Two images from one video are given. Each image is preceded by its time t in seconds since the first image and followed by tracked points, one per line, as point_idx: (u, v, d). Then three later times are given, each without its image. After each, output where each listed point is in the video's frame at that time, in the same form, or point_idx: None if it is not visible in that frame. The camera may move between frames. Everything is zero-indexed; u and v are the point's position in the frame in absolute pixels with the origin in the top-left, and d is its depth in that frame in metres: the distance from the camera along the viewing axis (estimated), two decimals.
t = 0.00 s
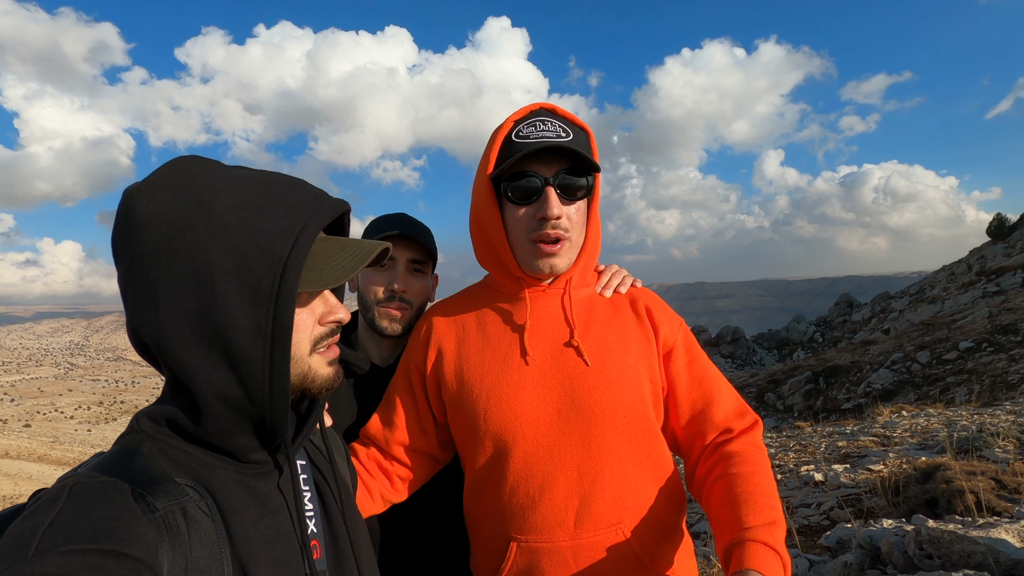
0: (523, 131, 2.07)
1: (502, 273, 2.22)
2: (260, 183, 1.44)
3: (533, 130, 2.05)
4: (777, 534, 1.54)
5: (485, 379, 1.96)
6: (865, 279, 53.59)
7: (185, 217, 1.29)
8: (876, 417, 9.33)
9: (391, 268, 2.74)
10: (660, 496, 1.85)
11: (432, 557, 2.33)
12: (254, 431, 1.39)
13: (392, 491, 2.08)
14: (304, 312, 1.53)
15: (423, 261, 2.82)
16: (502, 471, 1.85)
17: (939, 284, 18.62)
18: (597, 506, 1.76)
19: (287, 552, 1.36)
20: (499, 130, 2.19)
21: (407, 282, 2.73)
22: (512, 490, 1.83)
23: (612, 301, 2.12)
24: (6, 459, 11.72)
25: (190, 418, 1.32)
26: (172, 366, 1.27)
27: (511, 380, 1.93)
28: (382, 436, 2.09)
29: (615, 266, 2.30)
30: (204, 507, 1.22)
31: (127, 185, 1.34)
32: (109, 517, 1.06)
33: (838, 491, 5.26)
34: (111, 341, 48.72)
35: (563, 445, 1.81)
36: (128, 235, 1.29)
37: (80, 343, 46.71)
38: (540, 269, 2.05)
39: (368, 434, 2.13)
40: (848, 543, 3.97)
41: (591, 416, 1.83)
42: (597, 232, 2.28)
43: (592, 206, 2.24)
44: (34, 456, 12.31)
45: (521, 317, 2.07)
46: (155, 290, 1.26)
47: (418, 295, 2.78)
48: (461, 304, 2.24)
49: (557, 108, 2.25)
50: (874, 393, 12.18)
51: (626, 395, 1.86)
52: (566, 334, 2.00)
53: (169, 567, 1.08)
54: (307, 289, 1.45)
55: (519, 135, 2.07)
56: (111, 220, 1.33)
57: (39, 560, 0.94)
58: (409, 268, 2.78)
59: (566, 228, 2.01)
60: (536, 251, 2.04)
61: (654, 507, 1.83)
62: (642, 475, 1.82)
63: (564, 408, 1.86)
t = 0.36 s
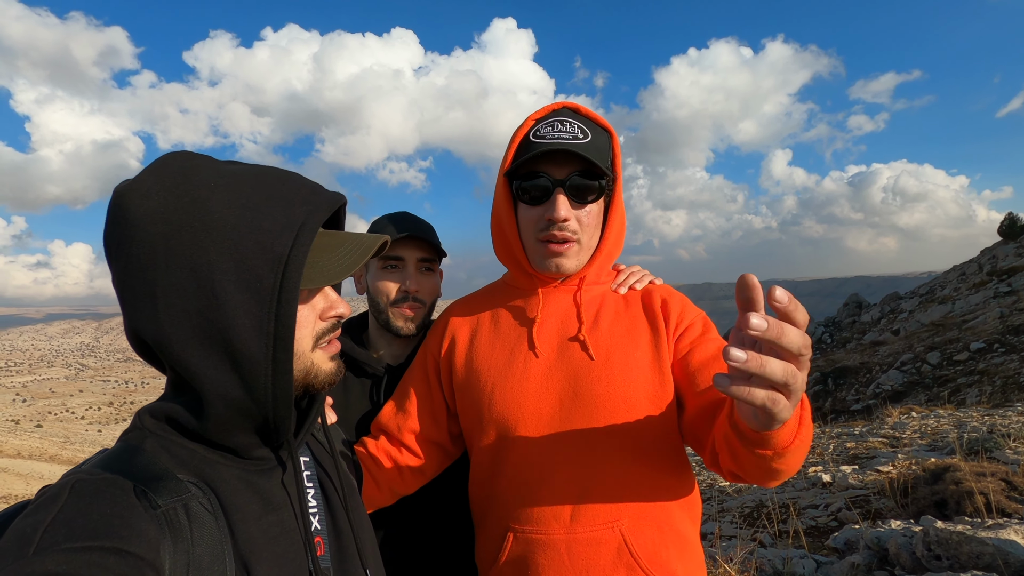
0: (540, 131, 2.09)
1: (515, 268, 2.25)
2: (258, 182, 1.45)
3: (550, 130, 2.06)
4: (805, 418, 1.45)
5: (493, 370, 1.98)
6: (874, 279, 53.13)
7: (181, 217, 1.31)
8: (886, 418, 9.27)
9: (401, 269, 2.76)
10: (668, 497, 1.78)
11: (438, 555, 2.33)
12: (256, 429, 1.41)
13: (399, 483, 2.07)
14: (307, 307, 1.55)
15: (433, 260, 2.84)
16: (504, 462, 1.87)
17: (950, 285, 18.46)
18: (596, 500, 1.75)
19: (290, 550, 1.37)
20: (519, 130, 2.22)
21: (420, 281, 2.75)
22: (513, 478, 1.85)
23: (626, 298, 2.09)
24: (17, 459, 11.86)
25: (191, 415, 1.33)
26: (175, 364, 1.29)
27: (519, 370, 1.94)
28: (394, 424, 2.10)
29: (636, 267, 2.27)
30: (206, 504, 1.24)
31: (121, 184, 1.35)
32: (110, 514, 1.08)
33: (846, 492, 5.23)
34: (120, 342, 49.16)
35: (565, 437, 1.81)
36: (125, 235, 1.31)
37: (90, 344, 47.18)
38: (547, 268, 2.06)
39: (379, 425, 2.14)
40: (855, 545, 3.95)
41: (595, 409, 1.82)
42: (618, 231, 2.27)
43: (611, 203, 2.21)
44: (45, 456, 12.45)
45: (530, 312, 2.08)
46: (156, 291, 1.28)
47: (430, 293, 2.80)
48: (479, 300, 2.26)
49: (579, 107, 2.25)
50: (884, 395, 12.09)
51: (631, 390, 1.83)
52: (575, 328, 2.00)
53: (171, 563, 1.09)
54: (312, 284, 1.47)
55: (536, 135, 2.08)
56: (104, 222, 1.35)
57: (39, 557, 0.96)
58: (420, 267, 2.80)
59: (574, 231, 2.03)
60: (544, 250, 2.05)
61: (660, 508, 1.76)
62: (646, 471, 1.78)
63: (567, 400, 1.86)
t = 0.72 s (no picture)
0: (525, 141, 2.12)
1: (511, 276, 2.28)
2: (263, 183, 1.47)
3: (533, 139, 2.10)
4: None
5: (493, 381, 1.99)
6: (866, 292, 53.52)
7: (177, 212, 1.34)
8: (877, 430, 9.33)
9: (402, 274, 2.79)
10: (661, 510, 1.84)
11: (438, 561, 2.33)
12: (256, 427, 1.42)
13: (398, 490, 2.08)
14: (297, 311, 1.55)
15: (433, 265, 2.87)
16: (503, 473, 1.89)
17: (940, 299, 18.65)
18: (592, 514, 1.78)
19: (290, 551, 1.38)
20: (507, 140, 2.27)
21: (420, 285, 2.78)
22: (511, 491, 1.87)
23: (629, 311, 2.09)
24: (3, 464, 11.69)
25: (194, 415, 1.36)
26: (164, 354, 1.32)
27: (519, 383, 1.96)
28: (392, 432, 2.12)
29: (639, 278, 2.29)
30: (208, 503, 1.25)
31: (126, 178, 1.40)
32: (110, 513, 1.09)
33: (838, 504, 5.25)
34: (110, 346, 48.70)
35: (565, 452, 1.84)
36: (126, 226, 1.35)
37: (79, 348, 46.70)
38: (536, 276, 2.10)
39: (377, 432, 2.16)
40: (846, 556, 3.97)
41: (594, 425, 1.85)
42: (614, 236, 2.28)
43: (602, 206, 2.22)
44: (32, 461, 12.29)
45: (527, 322, 2.11)
46: (148, 281, 1.31)
47: (431, 297, 2.82)
48: (477, 308, 2.28)
49: (565, 113, 2.29)
50: (875, 407, 12.16)
51: (629, 407, 1.87)
52: (574, 341, 2.02)
53: (172, 561, 1.11)
54: (288, 285, 1.46)
55: (520, 145, 2.11)
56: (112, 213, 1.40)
57: (43, 554, 0.97)
58: (420, 271, 2.83)
59: (559, 237, 2.06)
60: (531, 259, 2.09)
61: (654, 520, 1.82)
62: (641, 487, 1.82)
63: (566, 413, 1.88)
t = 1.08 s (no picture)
0: (520, 148, 2.14)
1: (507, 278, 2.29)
2: (253, 180, 1.48)
3: (529, 147, 2.12)
4: None
5: (494, 378, 2.01)
6: (845, 296, 54.57)
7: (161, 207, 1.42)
8: (856, 432, 9.52)
9: (398, 275, 2.80)
10: (655, 504, 1.87)
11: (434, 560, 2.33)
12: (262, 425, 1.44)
13: (400, 489, 2.09)
14: (266, 311, 1.51)
15: (429, 267, 2.89)
16: (504, 468, 1.90)
17: (916, 303, 19.10)
18: (591, 508, 1.80)
19: (293, 550, 1.37)
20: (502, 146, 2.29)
21: (416, 287, 2.79)
22: (511, 486, 1.88)
23: (623, 310, 2.14)
24: None
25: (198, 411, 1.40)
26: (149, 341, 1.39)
27: (521, 380, 1.98)
28: (393, 433, 2.12)
29: (630, 275, 2.34)
30: (212, 500, 1.24)
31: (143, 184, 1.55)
32: (115, 509, 1.08)
33: (819, 503, 5.36)
34: (85, 347, 47.58)
35: (566, 448, 1.86)
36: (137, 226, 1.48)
37: (53, 349, 45.54)
38: (536, 281, 2.12)
39: (377, 433, 2.16)
40: (827, 554, 4.05)
41: (594, 421, 1.88)
42: (610, 237, 2.32)
43: (597, 210, 2.26)
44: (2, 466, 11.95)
45: (526, 322, 2.13)
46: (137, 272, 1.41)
47: (427, 299, 2.83)
48: (474, 308, 2.30)
49: (558, 119, 2.32)
50: (853, 409, 12.40)
51: (628, 404, 1.90)
52: (574, 340, 2.05)
53: (176, 557, 1.10)
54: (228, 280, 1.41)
55: (515, 152, 2.13)
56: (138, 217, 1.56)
57: (46, 550, 0.96)
58: (416, 272, 2.84)
59: (557, 243, 2.09)
60: (531, 264, 2.10)
61: (649, 513, 1.85)
62: (638, 482, 1.85)
63: (567, 410, 1.91)
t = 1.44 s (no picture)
0: (527, 159, 2.19)
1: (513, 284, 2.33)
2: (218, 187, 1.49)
3: (537, 158, 2.17)
4: None
5: (499, 378, 2.02)
6: (825, 308, 55.49)
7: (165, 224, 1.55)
8: (838, 442, 9.64)
9: (400, 282, 2.81)
10: (654, 503, 1.88)
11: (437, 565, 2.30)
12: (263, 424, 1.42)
13: (407, 489, 2.07)
14: (200, 312, 1.42)
15: (430, 273, 2.89)
16: (507, 466, 1.91)
17: (894, 315, 19.50)
18: (591, 506, 1.82)
19: (297, 553, 1.34)
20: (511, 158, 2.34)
21: (418, 293, 2.80)
22: (513, 484, 1.89)
23: (625, 315, 2.18)
24: None
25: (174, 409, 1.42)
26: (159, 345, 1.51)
27: (523, 379, 2.00)
28: (400, 432, 2.11)
29: (632, 284, 2.38)
30: (219, 501, 1.24)
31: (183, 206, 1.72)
32: (126, 507, 1.07)
33: (804, 512, 5.41)
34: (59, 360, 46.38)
35: (567, 446, 1.87)
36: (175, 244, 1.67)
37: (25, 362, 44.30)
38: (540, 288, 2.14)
39: (384, 434, 2.16)
40: (812, 561, 4.09)
41: (595, 420, 1.90)
42: (613, 247, 2.36)
43: (602, 221, 2.30)
44: None
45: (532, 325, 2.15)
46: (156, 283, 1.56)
47: (428, 305, 2.83)
48: (480, 312, 2.32)
49: (564, 134, 2.38)
50: (835, 420, 12.57)
51: (628, 404, 1.93)
52: (576, 342, 2.07)
53: (184, 557, 1.09)
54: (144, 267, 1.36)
55: (523, 163, 2.18)
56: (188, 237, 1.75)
57: (58, 546, 0.96)
58: (417, 279, 2.84)
59: (561, 250, 2.11)
60: (536, 271, 2.13)
61: (648, 512, 1.86)
62: (638, 481, 1.87)
63: (568, 410, 1.93)
